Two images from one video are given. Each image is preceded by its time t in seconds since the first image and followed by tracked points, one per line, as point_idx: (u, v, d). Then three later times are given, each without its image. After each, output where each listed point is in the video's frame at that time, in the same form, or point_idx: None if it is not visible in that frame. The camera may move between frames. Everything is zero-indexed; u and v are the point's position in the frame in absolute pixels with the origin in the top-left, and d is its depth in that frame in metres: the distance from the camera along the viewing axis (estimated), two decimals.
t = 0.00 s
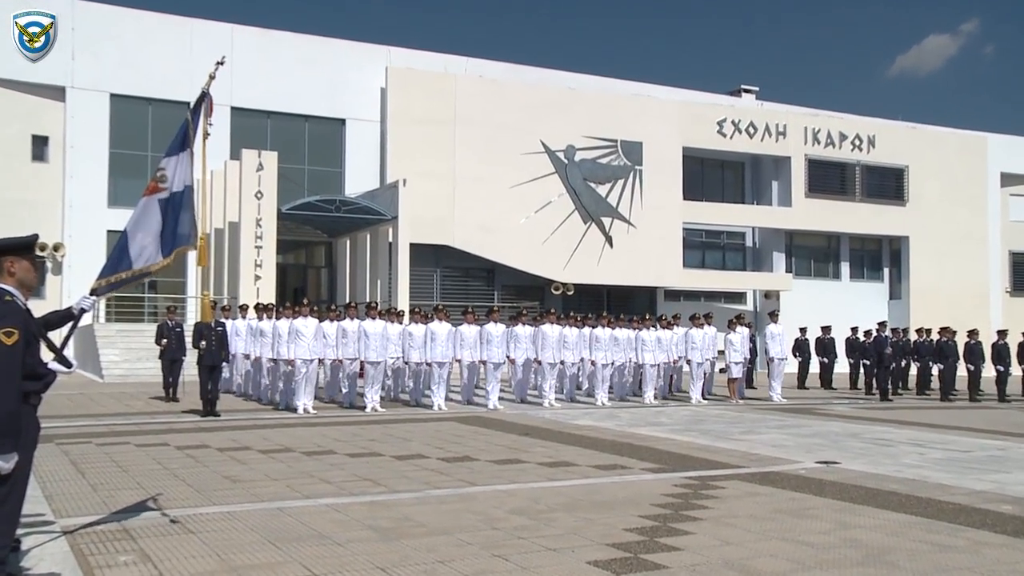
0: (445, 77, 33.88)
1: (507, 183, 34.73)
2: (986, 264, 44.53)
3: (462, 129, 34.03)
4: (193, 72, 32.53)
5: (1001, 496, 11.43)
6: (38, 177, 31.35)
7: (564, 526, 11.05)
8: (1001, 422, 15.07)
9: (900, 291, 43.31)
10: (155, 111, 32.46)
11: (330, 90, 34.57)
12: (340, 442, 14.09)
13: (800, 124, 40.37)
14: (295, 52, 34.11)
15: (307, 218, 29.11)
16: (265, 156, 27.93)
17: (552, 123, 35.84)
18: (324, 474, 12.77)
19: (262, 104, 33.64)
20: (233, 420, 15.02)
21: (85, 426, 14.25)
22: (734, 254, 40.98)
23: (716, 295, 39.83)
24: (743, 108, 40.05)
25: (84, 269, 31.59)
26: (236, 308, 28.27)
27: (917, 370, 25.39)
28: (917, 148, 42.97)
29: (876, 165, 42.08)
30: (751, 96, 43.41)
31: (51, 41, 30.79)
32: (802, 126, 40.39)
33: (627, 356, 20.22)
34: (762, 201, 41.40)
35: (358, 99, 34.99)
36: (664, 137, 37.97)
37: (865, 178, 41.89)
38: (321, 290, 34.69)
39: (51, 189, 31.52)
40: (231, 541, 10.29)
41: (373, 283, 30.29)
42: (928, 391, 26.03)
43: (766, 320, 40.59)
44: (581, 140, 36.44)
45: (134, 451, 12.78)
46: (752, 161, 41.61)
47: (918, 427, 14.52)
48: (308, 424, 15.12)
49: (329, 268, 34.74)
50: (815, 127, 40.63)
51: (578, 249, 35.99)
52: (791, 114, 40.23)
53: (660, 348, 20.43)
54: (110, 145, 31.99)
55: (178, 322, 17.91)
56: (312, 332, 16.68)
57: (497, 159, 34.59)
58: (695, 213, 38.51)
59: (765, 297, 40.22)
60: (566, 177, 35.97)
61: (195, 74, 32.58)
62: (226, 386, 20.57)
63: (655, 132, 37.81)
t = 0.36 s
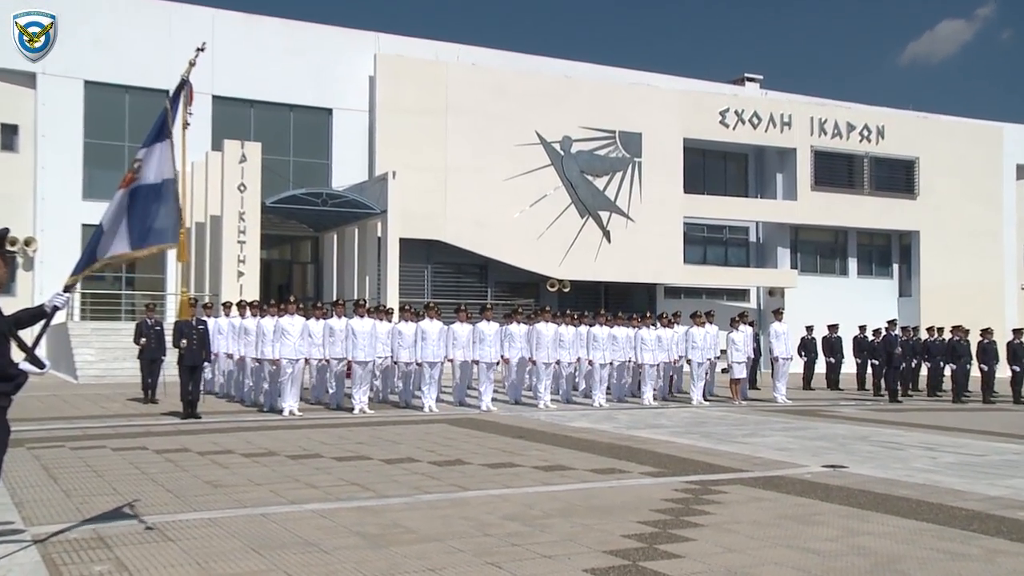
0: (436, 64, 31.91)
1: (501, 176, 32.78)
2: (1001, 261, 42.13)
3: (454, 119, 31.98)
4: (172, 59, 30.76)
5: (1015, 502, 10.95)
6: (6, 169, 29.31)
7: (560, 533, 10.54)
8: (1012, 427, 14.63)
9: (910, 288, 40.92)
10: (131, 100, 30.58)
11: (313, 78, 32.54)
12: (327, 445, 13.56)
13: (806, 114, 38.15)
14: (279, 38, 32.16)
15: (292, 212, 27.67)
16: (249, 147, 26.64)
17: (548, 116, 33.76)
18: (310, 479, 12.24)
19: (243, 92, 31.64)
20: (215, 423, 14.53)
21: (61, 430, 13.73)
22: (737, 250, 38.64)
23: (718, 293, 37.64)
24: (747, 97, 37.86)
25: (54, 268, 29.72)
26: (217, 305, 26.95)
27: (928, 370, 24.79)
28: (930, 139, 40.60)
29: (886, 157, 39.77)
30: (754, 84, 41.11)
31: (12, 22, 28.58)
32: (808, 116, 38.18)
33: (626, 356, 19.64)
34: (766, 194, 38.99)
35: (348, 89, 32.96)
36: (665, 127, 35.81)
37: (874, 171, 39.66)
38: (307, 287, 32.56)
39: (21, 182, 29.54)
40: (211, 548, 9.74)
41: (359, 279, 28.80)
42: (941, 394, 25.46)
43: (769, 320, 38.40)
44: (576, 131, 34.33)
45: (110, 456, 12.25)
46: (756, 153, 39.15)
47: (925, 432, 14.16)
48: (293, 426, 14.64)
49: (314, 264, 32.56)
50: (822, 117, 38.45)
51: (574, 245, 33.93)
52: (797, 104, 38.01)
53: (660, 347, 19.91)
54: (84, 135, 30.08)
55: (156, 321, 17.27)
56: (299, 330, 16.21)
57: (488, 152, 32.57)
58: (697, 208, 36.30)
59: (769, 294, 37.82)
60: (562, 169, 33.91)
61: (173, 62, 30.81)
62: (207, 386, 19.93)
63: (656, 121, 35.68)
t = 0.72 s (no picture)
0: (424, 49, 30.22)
1: (495, 167, 31.19)
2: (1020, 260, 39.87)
3: (446, 109, 30.46)
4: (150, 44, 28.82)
5: None
6: None
7: (556, 539, 10.03)
8: None
9: (921, 285, 38.66)
10: (107, 86, 28.76)
11: (295, 63, 30.61)
12: (314, 448, 13.05)
13: (812, 103, 36.20)
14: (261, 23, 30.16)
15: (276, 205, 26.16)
16: (230, 136, 25.14)
17: (545, 103, 32.16)
18: (295, 483, 11.73)
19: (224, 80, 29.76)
20: (195, 425, 14.03)
21: (34, 433, 13.20)
22: (739, 246, 36.53)
23: (721, 289, 35.64)
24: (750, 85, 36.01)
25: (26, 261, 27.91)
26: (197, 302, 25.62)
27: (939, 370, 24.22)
28: (943, 130, 38.48)
29: (896, 148, 37.68)
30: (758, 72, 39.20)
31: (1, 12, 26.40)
32: (815, 104, 36.20)
33: (626, 355, 19.08)
34: (771, 186, 36.91)
35: (335, 76, 31.03)
36: (665, 115, 33.94)
37: (883, 162, 37.55)
38: (292, 284, 30.93)
39: None
40: (190, 556, 9.19)
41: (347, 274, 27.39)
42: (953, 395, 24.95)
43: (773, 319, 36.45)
44: (575, 121, 32.74)
45: (84, 461, 11.73)
46: (760, 143, 37.02)
47: (935, 435, 13.73)
48: (278, 429, 14.12)
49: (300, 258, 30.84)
50: (830, 106, 36.47)
51: (570, 241, 32.27)
52: (803, 93, 36.08)
53: (660, 346, 19.28)
54: (56, 124, 28.22)
55: (132, 318, 16.76)
56: (284, 328, 15.60)
57: (481, 142, 31.00)
58: (700, 201, 34.53)
59: (772, 291, 36.01)
60: (559, 161, 32.29)
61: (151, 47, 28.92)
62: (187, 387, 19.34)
63: (657, 111, 33.85)
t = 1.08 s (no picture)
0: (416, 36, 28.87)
1: (490, 157, 29.74)
2: None
3: (437, 98, 29.00)
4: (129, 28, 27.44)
5: None
6: None
7: (553, 545, 9.52)
8: None
9: (934, 281, 37.12)
10: (82, 71, 27.36)
11: (282, 48, 29.08)
12: (300, 451, 12.55)
13: (820, 91, 34.83)
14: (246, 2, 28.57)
15: (261, 198, 24.85)
16: (214, 125, 24.12)
17: (543, 92, 30.72)
18: (280, 488, 11.22)
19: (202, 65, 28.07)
20: (176, 428, 13.50)
21: (7, 436, 12.68)
22: (745, 240, 35.05)
23: (725, 284, 34.19)
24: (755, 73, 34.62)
25: None
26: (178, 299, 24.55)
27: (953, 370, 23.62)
28: (958, 119, 37.01)
29: (909, 138, 36.15)
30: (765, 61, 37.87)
31: None
32: (823, 92, 34.83)
33: (626, 354, 18.58)
34: (777, 178, 35.50)
35: (320, 63, 29.47)
36: (666, 103, 32.59)
37: (895, 152, 36.01)
38: (277, 279, 29.09)
39: None
40: (166, 564, 8.67)
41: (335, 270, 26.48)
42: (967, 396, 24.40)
43: (780, 315, 35.11)
44: (573, 110, 31.25)
45: (58, 465, 11.20)
46: (766, 133, 35.70)
47: (947, 439, 13.25)
48: (264, 432, 13.59)
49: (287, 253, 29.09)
50: (840, 94, 35.12)
51: (568, 234, 30.87)
52: (813, 81, 34.71)
53: (660, 345, 18.78)
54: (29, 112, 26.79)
55: (107, 315, 16.26)
56: (269, 327, 15.15)
57: (475, 132, 29.54)
58: (703, 194, 33.09)
59: (779, 287, 34.62)
60: (557, 151, 30.84)
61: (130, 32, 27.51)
62: (167, 388, 18.73)
63: (658, 100, 32.48)
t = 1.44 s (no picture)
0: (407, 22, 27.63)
1: (484, 150, 28.51)
2: None
3: (430, 87, 27.81)
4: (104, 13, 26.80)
5: None
6: None
7: (551, 555, 9.01)
8: None
9: (950, 279, 35.52)
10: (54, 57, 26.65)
11: (266, 34, 28.04)
12: (288, 457, 12.06)
13: (831, 80, 33.29)
14: None
15: (244, 193, 23.86)
16: (195, 115, 23.02)
17: (539, 82, 29.41)
18: (266, 495, 10.72)
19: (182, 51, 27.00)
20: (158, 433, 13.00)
21: None
22: (750, 236, 33.84)
23: (730, 283, 32.94)
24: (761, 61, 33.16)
25: None
26: (157, 298, 23.26)
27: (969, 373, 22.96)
28: (976, 110, 35.38)
29: (922, 129, 34.67)
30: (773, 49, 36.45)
31: None
32: (834, 82, 33.29)
33: (627, 355, 18.06)
34: (784, 171, 34.04)
35: (307, 50, 28.43)
36: (669, 93, 31.22)
37: (908, 144, 34.53)
38: (263, 277, 28.20)
39: None
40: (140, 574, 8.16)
41: (324, 268, 25.18)
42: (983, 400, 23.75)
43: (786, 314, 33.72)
44: (570, 100, 29.92)
45: (32, 472, 10.70)
46: (773, 123, 34.24)
47: (963, 445, 12.76)
48: (250, 437, 13.10)
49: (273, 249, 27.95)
50: (851, 84, 33.52)
51: (569, 228, 29.62)
52: (822, 69, 33.19)
53: (662, 346, 18.29)
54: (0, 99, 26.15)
55: (83, 314, 15.73)
56: (254, 327, 14.67)
57: (469, 124, 28.33)
58: (706, 187, 31.71)
59: (786, 285, 33.37)
60: (553, 143, 29.56)
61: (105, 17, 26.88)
62: (147, 392, 18.08)
63: (661, 90, 31.13)
